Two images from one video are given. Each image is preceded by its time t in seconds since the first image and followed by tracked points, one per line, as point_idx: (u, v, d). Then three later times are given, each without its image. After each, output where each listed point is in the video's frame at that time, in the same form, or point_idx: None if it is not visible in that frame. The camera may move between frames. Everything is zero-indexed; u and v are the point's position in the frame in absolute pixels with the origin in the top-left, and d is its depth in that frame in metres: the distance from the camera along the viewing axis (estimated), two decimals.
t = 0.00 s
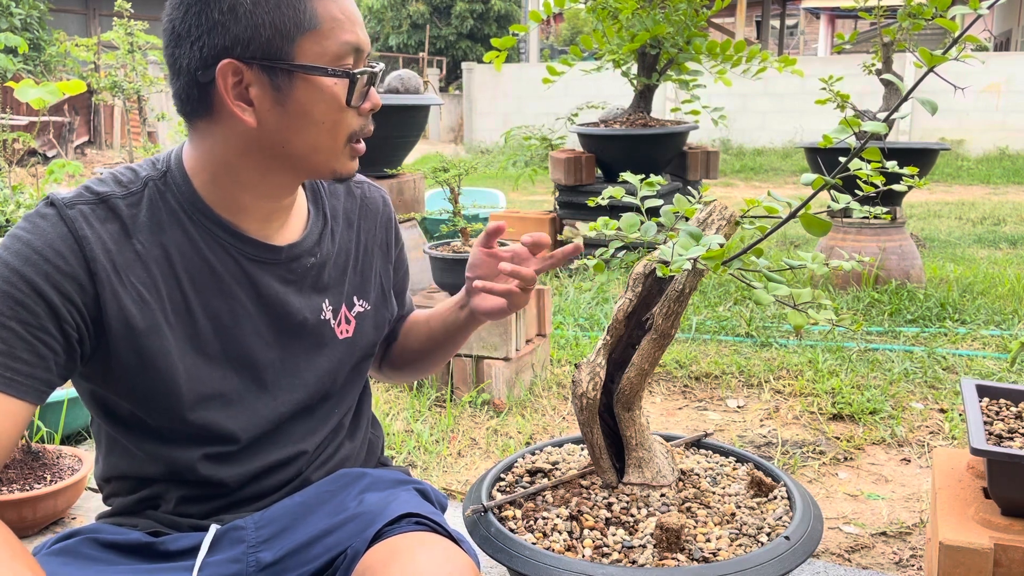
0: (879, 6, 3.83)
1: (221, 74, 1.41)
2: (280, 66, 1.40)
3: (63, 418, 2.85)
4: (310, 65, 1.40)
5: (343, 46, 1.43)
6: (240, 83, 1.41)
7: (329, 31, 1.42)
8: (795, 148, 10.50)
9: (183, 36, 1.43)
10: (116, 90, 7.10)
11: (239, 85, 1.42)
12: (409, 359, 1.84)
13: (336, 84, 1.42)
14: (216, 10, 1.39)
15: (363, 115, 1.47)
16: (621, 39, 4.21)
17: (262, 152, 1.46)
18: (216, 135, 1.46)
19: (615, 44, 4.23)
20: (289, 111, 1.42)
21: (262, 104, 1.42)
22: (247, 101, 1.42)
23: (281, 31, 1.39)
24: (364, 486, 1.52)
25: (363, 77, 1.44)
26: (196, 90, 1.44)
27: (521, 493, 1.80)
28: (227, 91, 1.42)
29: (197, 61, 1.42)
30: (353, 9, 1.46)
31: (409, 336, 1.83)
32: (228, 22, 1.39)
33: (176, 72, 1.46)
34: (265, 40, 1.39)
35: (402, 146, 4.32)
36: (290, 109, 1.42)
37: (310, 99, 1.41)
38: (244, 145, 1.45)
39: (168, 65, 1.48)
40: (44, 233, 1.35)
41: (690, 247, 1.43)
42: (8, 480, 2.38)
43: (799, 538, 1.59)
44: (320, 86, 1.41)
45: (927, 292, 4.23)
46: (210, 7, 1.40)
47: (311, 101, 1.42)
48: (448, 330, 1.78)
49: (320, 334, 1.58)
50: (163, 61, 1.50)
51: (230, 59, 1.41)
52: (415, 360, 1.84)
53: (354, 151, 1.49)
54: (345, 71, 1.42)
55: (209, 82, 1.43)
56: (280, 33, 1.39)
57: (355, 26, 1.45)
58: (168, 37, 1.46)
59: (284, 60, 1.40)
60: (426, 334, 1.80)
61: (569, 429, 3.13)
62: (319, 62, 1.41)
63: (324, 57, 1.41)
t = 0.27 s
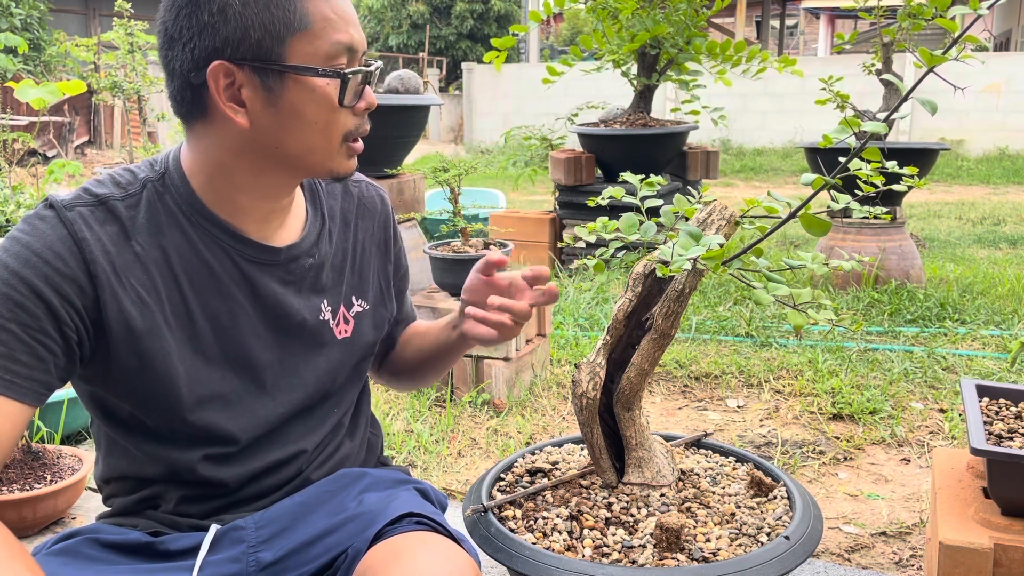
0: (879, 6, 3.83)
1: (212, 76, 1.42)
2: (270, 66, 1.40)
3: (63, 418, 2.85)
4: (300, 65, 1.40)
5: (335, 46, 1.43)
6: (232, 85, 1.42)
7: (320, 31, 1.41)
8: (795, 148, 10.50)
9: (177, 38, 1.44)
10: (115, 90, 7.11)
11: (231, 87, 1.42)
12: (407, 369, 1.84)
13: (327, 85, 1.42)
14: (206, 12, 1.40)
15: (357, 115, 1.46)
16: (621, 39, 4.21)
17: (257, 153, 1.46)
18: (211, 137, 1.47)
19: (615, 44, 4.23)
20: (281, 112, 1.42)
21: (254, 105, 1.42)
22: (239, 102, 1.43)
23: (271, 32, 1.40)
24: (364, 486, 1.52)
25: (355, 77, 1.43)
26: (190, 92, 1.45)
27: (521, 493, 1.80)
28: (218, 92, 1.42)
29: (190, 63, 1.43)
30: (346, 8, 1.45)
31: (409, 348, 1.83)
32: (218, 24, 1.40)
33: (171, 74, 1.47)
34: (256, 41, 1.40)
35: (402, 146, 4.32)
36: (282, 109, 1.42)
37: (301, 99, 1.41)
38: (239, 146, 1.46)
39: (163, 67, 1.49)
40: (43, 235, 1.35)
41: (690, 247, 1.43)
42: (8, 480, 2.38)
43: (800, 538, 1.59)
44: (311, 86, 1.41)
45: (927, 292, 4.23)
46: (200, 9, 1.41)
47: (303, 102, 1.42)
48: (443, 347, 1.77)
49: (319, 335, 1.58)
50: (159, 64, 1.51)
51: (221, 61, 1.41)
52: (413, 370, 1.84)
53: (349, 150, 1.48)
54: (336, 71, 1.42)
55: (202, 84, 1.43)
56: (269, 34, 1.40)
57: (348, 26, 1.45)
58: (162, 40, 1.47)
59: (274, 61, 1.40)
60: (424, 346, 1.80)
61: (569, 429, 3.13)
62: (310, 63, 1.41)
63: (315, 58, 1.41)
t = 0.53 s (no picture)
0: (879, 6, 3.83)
1: (200, 73, 1.42)
2: (257, 62, 1.40)
3: (63, 418, 2.85)
4: (287, 61, 1.40)
5: (323, 42, 1.42)
6: (220, 82, 1.42)
7: (308, 27, 1.41)
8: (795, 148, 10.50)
9: (166, 36, 1.44)
10: (115, 90, 7.11)
11: (219, 83, 1.42)
12: (437, 403, 1.74)
13: (315, 82, 1.41)
14: (194, 8, 1.41)
15: (347, 112, 1.45)
16: (621, 39, 4.21)
17: (248, 152, 1.46)
18: (202, 135, 1.47)
19: (615, 44, 4.23)
20: (268, 109, 1.41)
21: (242, 102, 1.42)
22: (227, 99, 1.43)
23: (258, 28, 1.39)
24: (364, 486, 1.51)
25: (343, 74, 1.42)
26: (179, 89, 1.45)
27: (521, 493, 1.80)
28: (206, 89, 1.42)
29: (179, 61, 1.43)
30: (336, 6, 1.44)
31: (445, 379, 1.73)
32: (205, 20, 1.40)
33: (162, 73, 1.48)
34: (242, 37, 1.40)
35: (402, 146, 4.32)
36: (270, 106, 1.41)
37: (288, 96, 1.41)
38: (229, 144, 1.45)
39: (155, 66, 1.50)
40: (37, 234, 1.36)
41: (690, 247, 1.43)
42: (8, 480, 2.38)
43: (799, 538, 1.59)
44: (299, 83, 1.40)
45: (927, 292, 4.23)
46: (188, 5, 1.41)
47: (290, 98, 1.41)
48: (480, 382, 1.66)
49: (314, 337, 1.58)
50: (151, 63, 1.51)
51: (208, 57, 1.41)
52: (444, 405, 1.73)
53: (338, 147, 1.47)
54: (323, 68, 1.41)
55: (191, 81, 1.44)
56: (257, 30, 1.39)
57: (338, 23, 1.43)
58: (153, 39, 1.47)
59: (261, 57, 1.40)
60: (459, 379, 1.70)
61: (569, 429, 3.13)
62: (297, 59, 1.40)
63: (303, 54, 1.41)
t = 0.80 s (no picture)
0: (879, 6, 3.83)
1: (192, 76, 1.41)
2: (247, 65, 1.38)
3: (63, 418, 2.85)
4: (277, 64, 1.38)
5: (316, 44, 1.40)
6: (212, 85, 1.42)
7: (300, 28, 1.39)
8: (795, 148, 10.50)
9: (159, 40, 1.44)
10: (116, 90, 7.13)
11: (210, 86, 1.42)
12: (457, 400, 1.72)
13: (307, 84, 1.39)
14: (184, 11, 1.40)
15: (340, 114, 1.43)
16: (621, 39, 4.21)
17: (243, 154, 1.45)
18: (198, 138, 1.47)
19: (615, 44, 4.23)
20: (259, 111, 1.40)
21: (233, 105, 1.41)
22: (219, 102, 1.42)
23: (247, 31, 1.38)
24: (363, 487, 1.51)
25: (334, 76, 1.40)
26: (173, 93, 1.45)
27: (521, 492, 1.80)
28: (199, 92, 1.42)
29: (172, 64, 1.43)
30: (331, 5, 1.41)
31: (464, 376, 1.71)
32: (195, 23, 1.40)
33: (157, 76, 1.48)
34: (231, 40, 1.39)
35: (402, 146, 4.32)
36: (260, 109, 1.40)
37: (279, 98, 1.39)
38: (223, 147, 1.45)
39: (151, 69, 1.50)
40: (33, 237, 1.37)
41: (690, 247, 1.43)
42: (8, 480, 2.38)
43: (799, 538, 1.59)
44: (291, 85, 1.39)
45: (927, 292, 4.23)
46: (178, 9, 1.40)
47: (281, 101, 1.39)
48: (505, 374, 1.66)
49: (312, 339, 1.57)
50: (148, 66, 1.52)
51: (200, 60, 1.41)
52: (465, 402, 1.72)
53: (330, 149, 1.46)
54: (315, 70, 1.39)
55: (184, 84, 1.43)
56: (246, 33, 1.38)
57: (332, 24, 1.41)
58: (148, 42, 1.47)
59: (251, 60, 1.39)
60: (482, 373, 1.69)
61: (569, 429, 3.13)
62: (288, 61, 1.39)
63: (295, 56, 1.39)
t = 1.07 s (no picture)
0: (879, 6, 3.83)
1: (197, 77, 1.41)
2: (253, 67, 1.38)
3: (63, 418, 2.85)
4: (283, 65, 1.38)
5: (321, 46, 1.40)
6: (217, 86, 1.41)
7: (305, 30, 1.39)
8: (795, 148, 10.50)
9: (164, 40, 1.44)
10: (116, 90, 7.15)
11: (216, 88, 1.42)
12: (457, 402, 1.72)
13: (312, 85, 1.40)
14: (190, 12, 1.40)
15: (345, 116, 1.44)
16: (621, 39, 4.21)
17: (247, 155, 1.45)
18: (201, 139, 1.47)
19: (615, 44, 4.23)
20: (265, 113, 1.40)
21: (239, 106, 1.41)
22: (225, 103, 1.42)
23: (254, 32, 1.38)
24: (364, 487, 1.51)
25: (340, 77, 1.41)
26: (177, 93, 1.45)
27: (521, 493, 1.79)
28: (204, 94, 1.42)
29: (176, 65, 1.43)
30: (336, 7, 1.42)
31: (465, 378, 1.72)
32: (201, 24, 1.39)
33: (160, 77, 1.47)
34: (238, 41, 1.39)
35: (402, 146, 4.32)
36: (266, 110, 1.40)
37: (285, 99, 1.40)
38: (228, 148, 1.45)
39: (154, 69, 1.49)
40: (36, 237, 1.36)
41: (690, 247, 1.42)
42: (8, 480, 2.38)
43: (799, 538, 1.59)
44: (297, 87, 1.39)
45: (927, 292, 4.23)
46: (183, 9, 1.40)
47: (287, 102, 1.40)
48: (505, 377, 1.66)
49: (313, 340, 1.57)
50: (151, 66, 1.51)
51: (205, 61, 1.41)
52: (465, 404, 1.72)
53: (335, 151, 1.46)
54: (320, 72, 1.40)
55: (188, 85, 1.43)
56: (253, 34, 1.38)
57: (337, 26, 1.41)
58: (152, 43, 1.47)
59: (257, 61, 1.39)
60: (482, 376, 1.69)
61: (569, 429, 3.13)
62: (294, 63, 1.39)
63: (301, 58, 1.39)
